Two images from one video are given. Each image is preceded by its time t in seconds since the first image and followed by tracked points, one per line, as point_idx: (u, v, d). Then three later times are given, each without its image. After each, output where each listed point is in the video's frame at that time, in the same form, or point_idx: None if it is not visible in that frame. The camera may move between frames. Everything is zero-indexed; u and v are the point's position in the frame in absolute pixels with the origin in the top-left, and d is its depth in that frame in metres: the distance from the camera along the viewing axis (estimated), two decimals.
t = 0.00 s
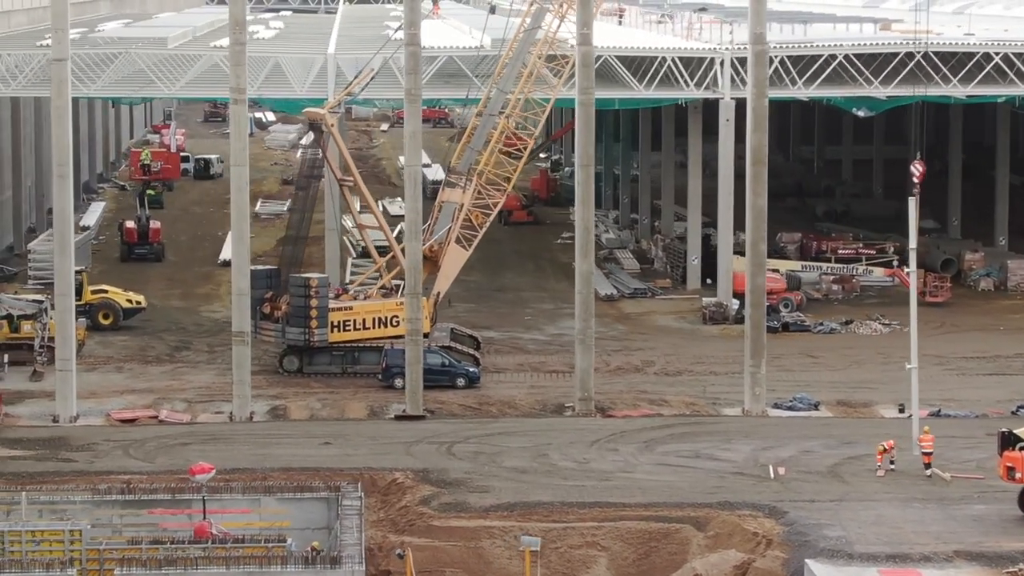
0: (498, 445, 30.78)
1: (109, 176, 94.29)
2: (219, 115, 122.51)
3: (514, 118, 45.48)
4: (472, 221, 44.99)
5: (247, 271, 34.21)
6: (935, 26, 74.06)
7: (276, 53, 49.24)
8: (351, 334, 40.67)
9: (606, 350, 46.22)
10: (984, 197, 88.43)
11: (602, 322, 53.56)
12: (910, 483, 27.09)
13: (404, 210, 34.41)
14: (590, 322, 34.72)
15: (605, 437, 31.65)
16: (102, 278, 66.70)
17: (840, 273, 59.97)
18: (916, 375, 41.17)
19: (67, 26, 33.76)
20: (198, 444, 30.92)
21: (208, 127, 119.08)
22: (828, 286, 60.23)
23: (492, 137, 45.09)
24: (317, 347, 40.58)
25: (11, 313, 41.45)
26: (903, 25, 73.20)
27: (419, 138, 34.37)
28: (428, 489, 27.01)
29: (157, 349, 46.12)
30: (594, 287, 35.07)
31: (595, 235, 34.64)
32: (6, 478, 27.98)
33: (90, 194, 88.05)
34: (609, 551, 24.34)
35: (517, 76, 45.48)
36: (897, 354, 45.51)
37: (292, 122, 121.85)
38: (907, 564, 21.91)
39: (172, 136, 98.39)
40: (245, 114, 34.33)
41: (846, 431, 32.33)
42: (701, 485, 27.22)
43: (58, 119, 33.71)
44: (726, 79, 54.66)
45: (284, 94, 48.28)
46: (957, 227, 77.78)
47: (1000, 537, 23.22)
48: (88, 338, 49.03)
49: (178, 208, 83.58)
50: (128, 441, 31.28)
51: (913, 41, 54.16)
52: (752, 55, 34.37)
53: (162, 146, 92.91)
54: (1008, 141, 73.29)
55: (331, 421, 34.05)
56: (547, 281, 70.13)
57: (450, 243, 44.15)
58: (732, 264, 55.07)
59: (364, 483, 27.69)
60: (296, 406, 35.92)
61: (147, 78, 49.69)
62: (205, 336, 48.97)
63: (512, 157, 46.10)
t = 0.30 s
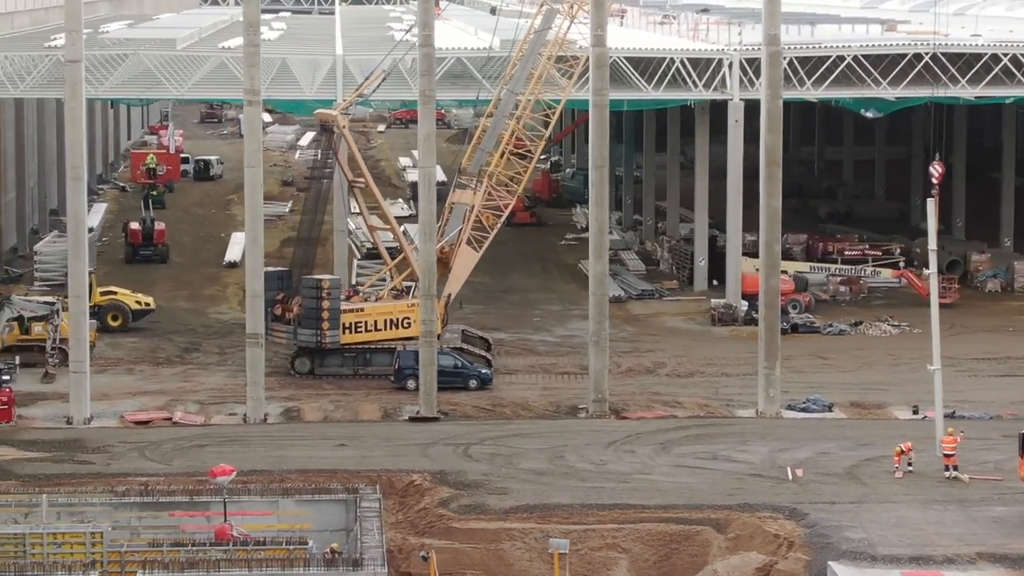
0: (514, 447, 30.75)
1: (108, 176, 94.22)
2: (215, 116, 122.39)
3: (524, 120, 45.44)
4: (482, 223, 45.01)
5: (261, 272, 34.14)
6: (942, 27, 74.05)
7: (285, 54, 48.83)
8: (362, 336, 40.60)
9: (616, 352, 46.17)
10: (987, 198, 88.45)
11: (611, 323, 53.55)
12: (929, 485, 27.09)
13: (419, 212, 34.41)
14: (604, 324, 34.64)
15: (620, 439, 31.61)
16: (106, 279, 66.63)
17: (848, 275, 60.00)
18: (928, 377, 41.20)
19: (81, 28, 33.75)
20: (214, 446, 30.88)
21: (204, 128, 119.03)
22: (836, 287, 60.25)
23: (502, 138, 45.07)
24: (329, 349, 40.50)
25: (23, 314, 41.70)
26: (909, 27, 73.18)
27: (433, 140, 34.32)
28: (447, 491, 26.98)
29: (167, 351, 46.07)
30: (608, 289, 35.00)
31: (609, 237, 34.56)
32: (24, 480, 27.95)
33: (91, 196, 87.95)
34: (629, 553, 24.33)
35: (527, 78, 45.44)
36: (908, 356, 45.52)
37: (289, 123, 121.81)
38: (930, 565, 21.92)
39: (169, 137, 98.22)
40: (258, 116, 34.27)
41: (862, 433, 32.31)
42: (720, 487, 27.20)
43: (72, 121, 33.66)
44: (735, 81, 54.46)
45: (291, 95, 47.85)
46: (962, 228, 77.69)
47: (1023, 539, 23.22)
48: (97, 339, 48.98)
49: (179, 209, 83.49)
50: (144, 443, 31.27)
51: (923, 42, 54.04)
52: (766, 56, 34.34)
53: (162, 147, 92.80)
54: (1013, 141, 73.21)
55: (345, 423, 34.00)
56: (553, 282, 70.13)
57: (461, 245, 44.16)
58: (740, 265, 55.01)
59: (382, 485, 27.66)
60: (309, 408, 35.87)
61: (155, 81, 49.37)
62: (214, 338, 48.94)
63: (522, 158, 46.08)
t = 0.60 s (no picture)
0: (532, 448, 30.70)
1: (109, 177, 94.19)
2: (212, 117, 122.40)
3: (536, 120, 45.34)
4: (495, 223, 44.97)
5: (276, 273, 34.14)
6: (949, 28, 73.96)
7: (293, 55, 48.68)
8: (374, 338, 40.60)
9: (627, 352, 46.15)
10: (991, 198, 88.47)
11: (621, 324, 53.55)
12: (948, 486, 27.10)
13: (434, 213, 34.43)
14: (618, 325, 34.59)
15: (637, 440, 31.56)
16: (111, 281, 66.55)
17: (856, 276, 60.06)
18: (941, 379, 41.27)
19: (96, 29, 33.73)
20: (231, 448, 30.86)
21: (202, 129, 119.07)
22: (844, 287, 60.29)
23: (514, 139, 44.99)
24: (341, 350, 40.47)
25: (35, 316, 41.62)
26: (916, 28, 73.11)
27: (448, 141, 34.30)
28: (466, 493, 26.95)
29: (178, 352, 46.02)
30: (622, 290, 34.97)
31: (624, 238, 34.54)
32: (42, 481, 27.91)
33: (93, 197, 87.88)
34: (651, 555, 24.31)
35: (539, 78, 45.33)
36: (919, 357, 45.55)
37: (287, 124, 121.87)
38: (954, 567, 21.94)
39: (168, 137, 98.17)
40: (273, 118, 34.26)
41: (879, 434, 32.31)
42: (739, 488, 27.17)
43: (87, 123, 33.66)
44: (744, 82, 54.40)
45: (302, 96, 47.68)
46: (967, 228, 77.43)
47: None
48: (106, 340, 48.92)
49: (183, 211, 83.48)
50: (161, 445, 31.24)
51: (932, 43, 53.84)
52: (781, 57, 34.39)
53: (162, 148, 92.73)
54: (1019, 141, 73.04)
55: (360, 424, 33.97)
56: (560, 283, 70.12)
57: (473, 246, 44.13)
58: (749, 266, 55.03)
59: (400, 487, 27.64)
60: (324, 410, 35.82)
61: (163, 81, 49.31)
62: (225, 339, 48.92)
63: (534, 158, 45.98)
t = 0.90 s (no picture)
0: (550, 449, 30.68)
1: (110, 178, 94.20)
2: (210, 117, 122.51)
3: (549, 121, 45.30)
4: (508, 224, 44.99)
5: (293, 274, 34.14)
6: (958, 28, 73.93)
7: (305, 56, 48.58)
8: (388, 338, 40.61)
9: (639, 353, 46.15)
10: (996, 199, 88.32)
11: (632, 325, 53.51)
12: (969, 487, 27.12)
13: (451, 214, 34.40)
14: (634, 326, 34.54)
15: (655, 440, 31.54)
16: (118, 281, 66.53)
17: (865, 276, 60.18)
18: (956, 380, 41.35)
19: (113, 29, 33.72)
20: (249, 449, 30.87)
21: (200, 130, 119.16)
22: (853, 288, 60.33)
23: (527, 140, 44.95)
24: (355, 351, 40.47)
25: (48, 316, 41.64)
26: (924, 28, 73.13)
27: (465, 142, 34.25)
28: (487, 493, 26.94)
29: (191, 353, 46.02)
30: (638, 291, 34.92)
31: (640, 239, 34.52)
32: (63, 482, 27.92)
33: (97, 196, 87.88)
34: (674, 556, 24.28)
35: (551, 79, 45.28)
36: (933, 357, 45.58)
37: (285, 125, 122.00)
38: (980, 568, 21.97)
39: (170, 136, 98.14)
40: (290, 118, 34.17)
41: (897, 434, 32.32)
42: (760, 489, 27.15)
43: (104, 123, 33.66)
44: (755, 83, 54.50)
45: (313, 97, 47.59)
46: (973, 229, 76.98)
47: None
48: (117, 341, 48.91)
49: (187, 211, 83.51)
50: (178, 446, 31.25)
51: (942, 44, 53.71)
52: (798, 58, 34.36)
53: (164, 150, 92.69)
54: None
55: (376, 425, 33.97)
56: (567, 284, 70.09)
57: (486, 246, 44.14)
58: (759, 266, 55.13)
59: (420, 487, 27.62)
60: (340, 410, 35.82)
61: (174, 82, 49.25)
62: (236, 340, 48.90)
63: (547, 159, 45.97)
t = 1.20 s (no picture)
0: (569, 450, 30.66)
1: (112, 179, 94.19)
2: (209, 118, 122.54)
3: (563, 122, 45.20)
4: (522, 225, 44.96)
5: (310, 276, 34.11)
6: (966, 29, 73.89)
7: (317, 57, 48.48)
8: (402, 339, 40.50)
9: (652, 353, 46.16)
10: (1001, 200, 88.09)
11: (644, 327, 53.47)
12: (991, 489, 27.14)
13: (468, 216, 34.38)
14: (652, 327, 34.49)
15: (674, 441, 31.53)
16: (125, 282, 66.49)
17: (875, 277, 60.17)
18: (971, 380, 41.44)
19: (130, 31, 33.68)
20: (268, 450, 30.87)
21: (200, 131, 119.16)
22: (864, 288, 60.29)
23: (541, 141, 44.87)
24: (370, 352, 40.42)
25: (63, 318, 41.53)
26: (932, 29, 73.03)
27: (483, 144, 34.20)
28: (508, 495, 26.92)
29: (204, 354, 45.98)
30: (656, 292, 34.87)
31: (658, 241, 34.49)
32: (83, 484, 27.93)
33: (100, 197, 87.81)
34: (698, 558, 24.24)
35: (565, 81, 45.17)
36: (946, 358, 45.63)
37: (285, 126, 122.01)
38: (1007, 569, 22.00)
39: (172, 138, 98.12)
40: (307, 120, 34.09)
41: (916, 435, 32.33)
42: (782, 491, 27.14)
43: (121, 124, 33.62)
44: (766, 85, 54.25)
45: (325, 99, 47.45)
46: (980, 230, 76.56)
47: None
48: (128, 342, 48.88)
49: (192, 212, 83.48)
50: (197, 447, 31.25)
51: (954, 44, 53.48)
52: (815, 59, 34.34)
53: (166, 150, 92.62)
54: None
55: (394, 426, 33.95)
56: (576, 284, 70.02)
57: (500, 247, 44.11)
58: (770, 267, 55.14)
59: (441, 489, 27.60)
60: (356, 412, 35.81)
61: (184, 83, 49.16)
62: (249, 341, 48.84)
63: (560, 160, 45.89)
